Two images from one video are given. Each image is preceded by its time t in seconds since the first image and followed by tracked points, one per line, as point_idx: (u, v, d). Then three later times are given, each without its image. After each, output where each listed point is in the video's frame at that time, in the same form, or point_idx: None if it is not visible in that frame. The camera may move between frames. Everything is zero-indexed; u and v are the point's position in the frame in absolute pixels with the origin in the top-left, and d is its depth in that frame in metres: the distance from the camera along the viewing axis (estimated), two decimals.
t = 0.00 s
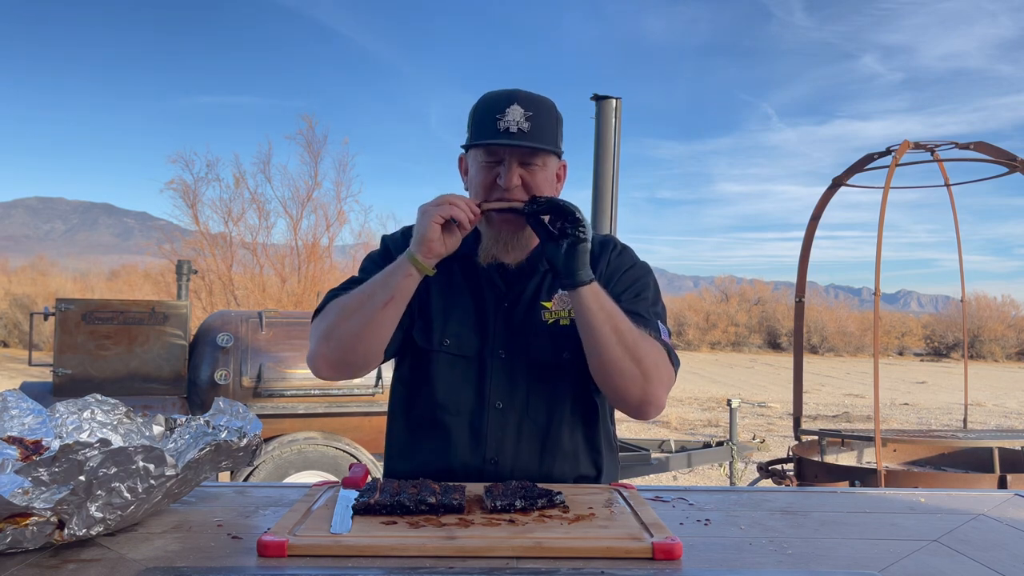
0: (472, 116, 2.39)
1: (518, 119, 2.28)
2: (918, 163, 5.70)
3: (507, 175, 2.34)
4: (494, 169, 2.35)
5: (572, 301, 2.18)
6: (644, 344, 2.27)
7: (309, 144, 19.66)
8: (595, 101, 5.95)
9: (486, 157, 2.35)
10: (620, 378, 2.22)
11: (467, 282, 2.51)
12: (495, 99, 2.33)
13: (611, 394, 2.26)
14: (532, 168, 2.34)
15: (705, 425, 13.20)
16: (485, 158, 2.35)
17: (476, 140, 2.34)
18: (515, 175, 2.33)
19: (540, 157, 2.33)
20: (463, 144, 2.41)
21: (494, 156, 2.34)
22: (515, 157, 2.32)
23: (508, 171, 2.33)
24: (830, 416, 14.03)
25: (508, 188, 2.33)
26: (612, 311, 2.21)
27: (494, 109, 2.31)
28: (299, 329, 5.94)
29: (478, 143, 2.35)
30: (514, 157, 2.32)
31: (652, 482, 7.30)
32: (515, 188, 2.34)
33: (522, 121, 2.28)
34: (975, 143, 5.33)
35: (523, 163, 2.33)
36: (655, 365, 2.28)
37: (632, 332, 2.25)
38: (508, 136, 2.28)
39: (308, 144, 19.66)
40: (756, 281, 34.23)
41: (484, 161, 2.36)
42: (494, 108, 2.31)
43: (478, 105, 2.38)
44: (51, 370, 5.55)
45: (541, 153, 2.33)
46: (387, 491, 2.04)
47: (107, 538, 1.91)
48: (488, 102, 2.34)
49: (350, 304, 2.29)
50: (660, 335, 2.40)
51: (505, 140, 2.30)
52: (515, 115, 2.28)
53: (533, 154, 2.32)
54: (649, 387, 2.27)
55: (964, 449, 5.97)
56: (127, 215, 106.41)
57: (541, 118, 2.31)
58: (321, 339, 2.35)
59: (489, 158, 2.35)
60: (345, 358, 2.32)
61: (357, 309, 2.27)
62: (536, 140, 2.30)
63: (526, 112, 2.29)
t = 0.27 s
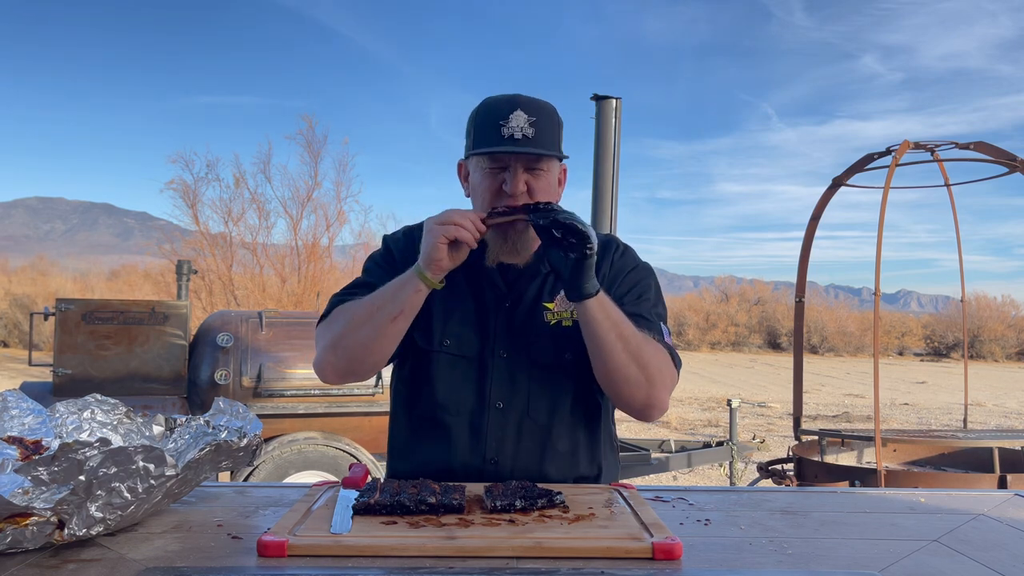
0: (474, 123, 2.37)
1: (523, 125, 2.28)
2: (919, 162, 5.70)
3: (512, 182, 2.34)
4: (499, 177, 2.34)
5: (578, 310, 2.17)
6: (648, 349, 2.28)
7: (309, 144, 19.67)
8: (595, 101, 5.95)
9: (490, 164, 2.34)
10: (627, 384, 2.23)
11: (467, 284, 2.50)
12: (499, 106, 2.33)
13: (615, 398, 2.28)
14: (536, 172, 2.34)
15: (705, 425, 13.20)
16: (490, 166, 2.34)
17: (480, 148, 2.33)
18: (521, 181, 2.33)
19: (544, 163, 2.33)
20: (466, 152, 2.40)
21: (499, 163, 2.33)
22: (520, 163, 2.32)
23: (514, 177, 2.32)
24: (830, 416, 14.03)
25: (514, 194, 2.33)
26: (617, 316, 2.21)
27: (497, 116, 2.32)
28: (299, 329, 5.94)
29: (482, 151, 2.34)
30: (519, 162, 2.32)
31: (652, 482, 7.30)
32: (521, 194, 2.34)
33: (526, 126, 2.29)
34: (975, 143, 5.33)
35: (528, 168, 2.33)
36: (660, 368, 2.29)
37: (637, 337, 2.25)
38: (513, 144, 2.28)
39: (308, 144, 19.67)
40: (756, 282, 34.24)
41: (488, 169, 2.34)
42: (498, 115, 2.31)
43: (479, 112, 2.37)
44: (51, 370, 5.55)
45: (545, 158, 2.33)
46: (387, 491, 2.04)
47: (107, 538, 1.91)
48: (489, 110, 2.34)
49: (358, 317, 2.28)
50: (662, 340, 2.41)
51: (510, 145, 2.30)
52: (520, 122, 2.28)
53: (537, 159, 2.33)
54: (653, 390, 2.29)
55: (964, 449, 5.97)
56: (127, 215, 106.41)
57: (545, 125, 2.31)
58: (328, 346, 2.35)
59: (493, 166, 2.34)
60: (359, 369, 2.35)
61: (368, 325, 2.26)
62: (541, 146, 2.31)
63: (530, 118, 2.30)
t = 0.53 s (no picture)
0: (475, 124, 2.37)
1: (525, 122, 2.29)
2: (919, 162, 5.69)
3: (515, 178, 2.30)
4: (501, 174, 2.31)
5: (582, 325, 2.14)
6: (649, 354, 2.29)
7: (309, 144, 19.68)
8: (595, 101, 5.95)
9: (492, 161, 2.31)
10: (629, 391, 2.24)
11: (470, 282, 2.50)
12: (500, 105, 2.33)
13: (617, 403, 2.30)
14: (538, 170, 2.33)
15: (705, 425, 13.20)
16: (492, 163, 2.31)
17: (483, 145, 2.31)
18: (523, 178, 2.30)
19: (547, 161, 2.32)
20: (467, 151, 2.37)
21: (502, 160, 2.30)
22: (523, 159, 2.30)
23: (517, 174, 2.29)
24: (830, 416, 14.04)
25: (517, 190, 2.29)
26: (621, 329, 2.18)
27: (499, 114, 2.32)
28: (299, 330, 5.95)
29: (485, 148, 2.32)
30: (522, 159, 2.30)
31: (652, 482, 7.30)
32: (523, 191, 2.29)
33: (529, 123, 2.29)
34: (975, 144, 5.33)
35: (530, 166, 2.31)
36: (659, 374, 2.31)
37: (640, 347, 2.25)
38: (517, 138, 2.27)
39: (308, 144, 19.68)
40: (755, 282, 34.24)
41: (491, 166, 2.31)
42: (500, 112, 2.31)
43: (480, 113, 2.37)
44: (51, 370, 5.55)
45: (546, 157, 2.32)
46: (387, 491, 2.04)
47: (107, 538, 1.91)
48: (491, 109, 2.35)
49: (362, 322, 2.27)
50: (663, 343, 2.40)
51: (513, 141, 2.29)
52: (522, 118, 2.29)
53: (539, 157, 2.32)
54: (654, 395, 2.31)
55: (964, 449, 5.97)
56: (127, 215, 106.41)
57: (546, 123, 2.32)
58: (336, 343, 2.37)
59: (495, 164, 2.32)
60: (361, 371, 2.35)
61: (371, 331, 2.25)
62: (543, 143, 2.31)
63: (532, 116, 2.31)
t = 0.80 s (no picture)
0: (484, 108, 2.38)
1: (533, 107, 2.30)
2: (919, 162, 5.69)
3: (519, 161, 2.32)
4: (506, 156, 2.33)
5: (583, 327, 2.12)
6: (647, 344, 2.28)
7: (309, 145, 19.67)
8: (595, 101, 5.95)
9: (498, 144, 2.33)
10: (627, 385, 2.25)
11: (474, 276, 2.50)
12: (510, 89, 2.35)
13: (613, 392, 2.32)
14: (542, 156, 2.35)
15: (705, 425, 13.20)
16: (498, 145, 2.33)
17: (490, 127, 2.33)
18: (528, 160, 2.31)
19: (551, 146, 2.35)
20: (474, 134, 2.39)
21: (507, 142, 2.33)
22: (528, 143, 2.32)
23: (522, 156, 2.31)
24: (830, 416, 14.04)
25: (521, 172, 2.31)
26: (624, 328, 2.17)
27: (508, 97, 2.33)
28: (298, 330, 5.95)
29: (492, 130, 2.34)
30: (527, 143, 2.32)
31: (652, 482, 7.29)
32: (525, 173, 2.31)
33: (537, 108, 2.30)
34: (975, 144, 5.33)
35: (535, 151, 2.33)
36: (655, 364, 2.30)
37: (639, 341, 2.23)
38: (523, 121, 2.29)
39: (308, 145, 19.68)
40: (755, 282, 34.23)
41: (495, 149, 2.33)
42: (509, 96, 2.32)
43: (490, 98, 2.39)
44: (51, 370, 5.55)
45: (550, 142, 2.35)
46: (387, 491, 2.04)
47: (107, 538, 1.91)
48: (501, 93, 2.36)
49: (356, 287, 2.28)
50: (657, 331, 2.39)
51: (519, 124, 2.30)
52: (530, 102, 2.30)
53: (543, 141, 2.34)
54: (652, 387, 2.31)
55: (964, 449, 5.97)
56: (127, 215, 106.39)
57: (554, 108, 2.33)
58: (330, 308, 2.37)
59: (500, 147, 2.34)
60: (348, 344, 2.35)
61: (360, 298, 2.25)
62: (549, 127, 2.32)
63: (541, 102, 2.31)
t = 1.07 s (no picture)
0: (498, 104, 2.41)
1: (547, 104, 2.30)
2: (919, 162, 5.69)
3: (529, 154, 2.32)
4: (517, 151, 2.34)
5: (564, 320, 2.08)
6: (631, 335, 2.22)
7: (309, 145, 19.68)
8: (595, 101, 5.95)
9: (510, 139, 2.35)
10: (600, 374, 2.22)
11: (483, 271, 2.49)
12: (525, 87, 2.37)
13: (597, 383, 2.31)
14: (553, 154, 2.35)
15: (705, 425, 13.20)
16: (510, 140, 2.35)
17: (503, 122, 2.35)
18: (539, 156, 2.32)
19: (562, 145, 2.36)
20: (488, 130, 2.42)
21: (519, 137, 2.34)
22: (540, 139, 2.33)
23: (533, 150, 2.31)
24: (830, 416, 14.04)
25: (531, 165, 2.30)
26: (608, 322, 2.11)
27: (523, 94, 2.34)
28: (298, 330, 5.95)
29: (505, 125, 2.36)
30: (539, 139, 2.33)
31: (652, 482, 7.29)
32: (535, 167, 2.30)
33: (551, 106, 2.31)
34: (975, 144, 5.33)
35: (546, 148, 2.34)
36: (640, 358, 2.25)
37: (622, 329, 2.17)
38: (535, 116, 2.30)
39: (308, 145, 19.68)
40: (755, 282, 34.24)
41: (507, 144, 2.35)
42: (524, 92, 2.34)
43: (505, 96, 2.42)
44: (51, 370, 5.55)
45: (561, 140, 2.35)
46: (387, 491, 2.04)
47: (107, 538, 1.91)
48: (516, 90, 2.37)
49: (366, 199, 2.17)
50: (640, 320, 2.38)
51: (531, 119, 2.32)
52: (544, 98, 2.31)
53: (554, 138, 2.35)
54: (633, 379, 2.26)
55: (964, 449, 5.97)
56: (127, 215, 106.39)
57: (568, 107, 2.34)
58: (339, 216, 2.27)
59: (512, 142, 2.35)
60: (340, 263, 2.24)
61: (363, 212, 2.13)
62: (561, 125, 2.33)
63: (555, 100, 2.32)
